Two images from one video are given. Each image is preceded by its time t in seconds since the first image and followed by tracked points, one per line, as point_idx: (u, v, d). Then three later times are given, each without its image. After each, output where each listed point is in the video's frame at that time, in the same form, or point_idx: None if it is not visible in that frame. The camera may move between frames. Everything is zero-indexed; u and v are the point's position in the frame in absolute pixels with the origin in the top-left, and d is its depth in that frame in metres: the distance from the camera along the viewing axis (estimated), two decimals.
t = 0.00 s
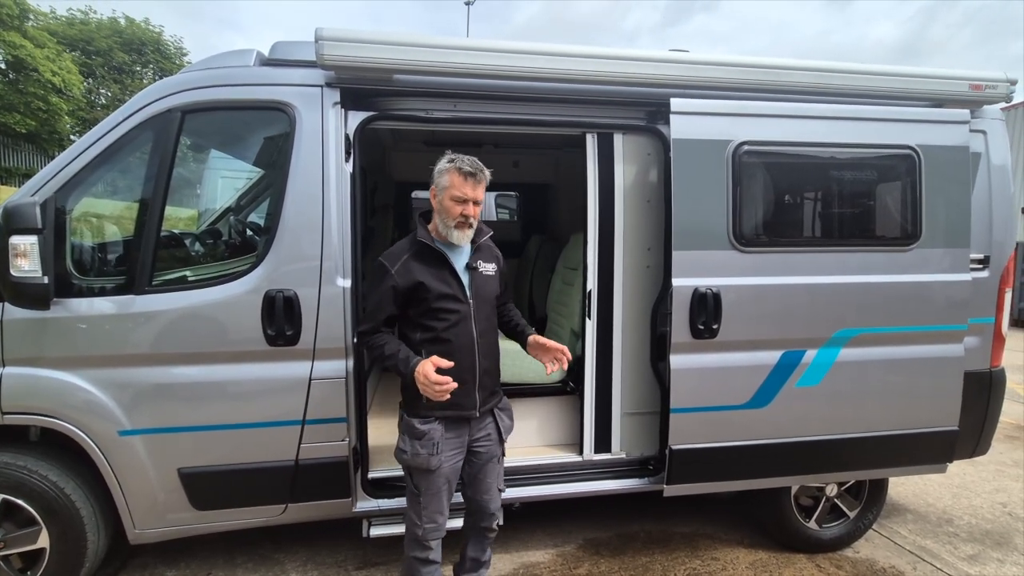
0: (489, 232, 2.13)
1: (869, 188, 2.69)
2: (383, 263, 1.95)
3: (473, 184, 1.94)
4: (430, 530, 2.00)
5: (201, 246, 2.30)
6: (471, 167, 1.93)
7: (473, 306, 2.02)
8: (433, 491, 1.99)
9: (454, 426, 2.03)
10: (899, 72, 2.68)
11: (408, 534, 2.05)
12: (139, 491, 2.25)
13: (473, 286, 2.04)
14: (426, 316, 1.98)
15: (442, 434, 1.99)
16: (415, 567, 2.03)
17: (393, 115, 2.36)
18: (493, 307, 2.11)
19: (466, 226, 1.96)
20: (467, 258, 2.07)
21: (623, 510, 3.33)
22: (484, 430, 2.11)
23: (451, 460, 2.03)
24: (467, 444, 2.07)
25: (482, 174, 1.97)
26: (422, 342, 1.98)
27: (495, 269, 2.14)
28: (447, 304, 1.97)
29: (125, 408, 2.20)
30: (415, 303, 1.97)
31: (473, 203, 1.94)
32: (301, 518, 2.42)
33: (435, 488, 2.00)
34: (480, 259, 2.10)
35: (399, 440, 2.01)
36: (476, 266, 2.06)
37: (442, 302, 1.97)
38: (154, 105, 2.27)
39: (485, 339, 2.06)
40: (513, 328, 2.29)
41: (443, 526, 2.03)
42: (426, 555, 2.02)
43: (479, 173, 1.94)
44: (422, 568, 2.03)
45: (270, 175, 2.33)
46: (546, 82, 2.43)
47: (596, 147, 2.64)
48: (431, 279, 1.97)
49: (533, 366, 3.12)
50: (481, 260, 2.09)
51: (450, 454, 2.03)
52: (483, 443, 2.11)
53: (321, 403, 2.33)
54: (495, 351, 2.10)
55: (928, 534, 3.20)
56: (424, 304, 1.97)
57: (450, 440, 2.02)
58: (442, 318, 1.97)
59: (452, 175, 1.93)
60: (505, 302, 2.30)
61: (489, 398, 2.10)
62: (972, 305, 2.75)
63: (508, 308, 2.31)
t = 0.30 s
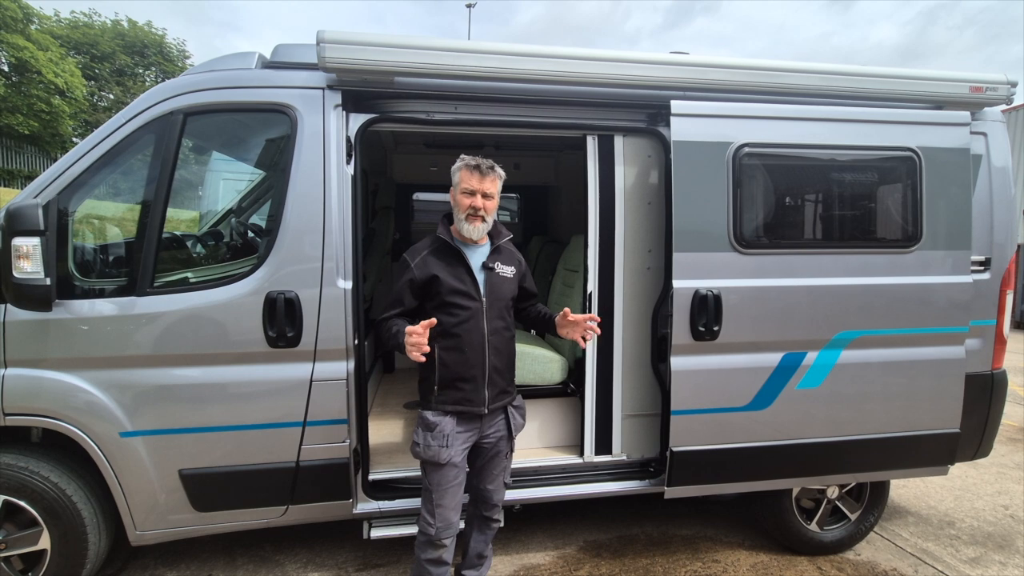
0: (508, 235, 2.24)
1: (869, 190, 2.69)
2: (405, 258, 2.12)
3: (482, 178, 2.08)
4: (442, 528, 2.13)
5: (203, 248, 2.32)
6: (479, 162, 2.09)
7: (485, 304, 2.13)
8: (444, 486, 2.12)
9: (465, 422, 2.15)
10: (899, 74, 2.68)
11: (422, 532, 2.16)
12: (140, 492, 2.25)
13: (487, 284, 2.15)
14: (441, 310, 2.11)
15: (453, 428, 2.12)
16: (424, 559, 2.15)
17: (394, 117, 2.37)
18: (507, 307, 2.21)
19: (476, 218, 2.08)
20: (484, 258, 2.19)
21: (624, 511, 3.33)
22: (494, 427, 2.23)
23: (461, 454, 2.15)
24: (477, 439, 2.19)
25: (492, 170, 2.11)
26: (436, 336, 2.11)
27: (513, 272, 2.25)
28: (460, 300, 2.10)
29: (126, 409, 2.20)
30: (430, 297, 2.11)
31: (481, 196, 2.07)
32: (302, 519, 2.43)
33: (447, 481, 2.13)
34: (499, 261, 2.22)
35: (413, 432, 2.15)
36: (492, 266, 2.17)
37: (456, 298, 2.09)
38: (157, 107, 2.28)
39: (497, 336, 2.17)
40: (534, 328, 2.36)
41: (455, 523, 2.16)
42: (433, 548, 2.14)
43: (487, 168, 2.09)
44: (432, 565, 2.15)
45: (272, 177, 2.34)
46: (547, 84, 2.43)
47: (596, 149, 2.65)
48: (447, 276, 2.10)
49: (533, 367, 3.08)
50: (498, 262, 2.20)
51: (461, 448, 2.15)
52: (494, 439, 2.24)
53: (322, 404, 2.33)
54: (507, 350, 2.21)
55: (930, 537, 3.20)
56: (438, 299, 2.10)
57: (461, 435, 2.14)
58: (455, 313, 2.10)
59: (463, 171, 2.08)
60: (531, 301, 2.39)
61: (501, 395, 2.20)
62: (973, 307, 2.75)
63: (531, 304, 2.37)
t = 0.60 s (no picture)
0: (515, 235, 2.23)
1: (870, 191, 2.69)
2: (413, 254, 2.15)
3: (486, 174, 2.08)
4: (443, 525, 2.14)
5: (204, 247, 2.31)
6: (483, 159, 2.10)
7: (489, 301, 2.14)
8: (445, 482, 2.14)
9: (467, 420, 2.15)
10: (900, 74, 2.68)
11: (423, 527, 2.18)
12: (140, 490, 2.25)
13: (492, 282, 2.15)
14: (446, 306, 2.13)
15: (455, 426, 2.14)
16: (422, 553, 2.16)
17: (394, 116, 2.37)
18: (513, 305, 2.21)
19: (483, 213, 2.09)
20: (490, 256, 2.19)
21: (623, 511, 3.33)
22: (497, 426, 2.22)
23: (463, 452, 2.16)
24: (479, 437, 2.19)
25: (497, 167, 2.11)
26: (441, 332, 2.14)
27: (520, 271, 2.24)
28: (464, 297, 2.11)
29: (127, 407, 2.21)
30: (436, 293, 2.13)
31: (486, 191, 2.08)
32: (302, 518, 2.43)
33: (447, 478, 2.14)
34: (506, 260, 2.21)
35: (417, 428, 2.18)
36: (498, 265, 2.17)
37: (460, 294, 2.11)
38: (158, 105, 2.29)
39: (500, 334, 2.17)
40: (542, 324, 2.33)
41: (456, 520, 2.17)
42: (432, 541, 2.15)
43: (490, 164, 2.10)
44: (432, 563, 2.15)
45: (273, 176, 2.34)
46: (548, 83, 2.43)
47: (597, 149, 2.65)
48: (452, 272, 2.12)
49: (534, 366, 3.09)
50: (505, 261, 2.20)
51: (463, 445, 2.16)
52: (496, 438, 2.24)
53: (322, 402, 2.33)
54: (511, 349, 2.21)
55: (930, 537, 3.20)
56: (443, 295, 2.12)
57: (463, 431, 2.15)
58: (460, 309, 2.11)
59: (468, 169, 2.10)
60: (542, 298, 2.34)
61: (504, 393, 2.20)
62: (974, 308, 2.75)
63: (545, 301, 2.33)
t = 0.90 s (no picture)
0: (510, 230, 2.21)
1: (869, 189, 2.69)
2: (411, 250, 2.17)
3: (479, 170, 2.10)
4: (438, 522, 2.13)
5: (202, 244, 2.30)
6: (475, 157, 2.12)
7: (484, 297, 2.13)
8: (441, 478, 2.14)
9: (463, 416, 2.15)
10: (899, 73, 2.67)
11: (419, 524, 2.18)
12: (138, 487, 2.25)
13: (488, 278, 2.14)
14: (442, 301, 2.13)
15: (450, 423, 2.14)
16: (418, 550, 2.16)
17: (393, 113, 2.36)
18: (510, 301, 2.20)
19: (477, 209, 2.10)
20: (486, 252, 2.18)
21: (621, 509, 3.33)
22: (494, 423, 2.21)
23: (460, 448, 2.16)
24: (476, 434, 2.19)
25: (490, 164, 2.13)
26: (437, 327, 2.14)
27: (517, 267, 2.23)
28: (460, 292, 2.11)
29: (124, 404, 2.20)
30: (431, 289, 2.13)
31: (480, 187, 2.08)
32: (300, 515, 2.42)
33: (443, 476, 2.14)
34: (501, 256, 2.20)
35: (414, 425, 2.19)
36: (493, 261, 2.16)
37: (455, 289, 2.11)
38: (155, 101, 2.28)
39: (496, 329, 2.16)
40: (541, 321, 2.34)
41: (451, 518, 2.16)
42: (427, 538, 2.15)
43: (483, 161, 2.11)
44: (427, 559, 2.15)
45: (270, 173, 2.34)
46: (547, 81, 2.43)
47: (596, 147, 2.65)
48: (447, 267, 2.12)
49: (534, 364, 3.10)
50: (501, 257, 2.19)
51: (460, 442, 2.16)
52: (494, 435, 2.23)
53: (320, 400, 2.33)
54: (508, 345, 2.20)
55: (927, 536, 3.20)
56: (439, 290, 2.13)
57: (460, 428, 2.15)
58: (455, 304, 2.11)
59: (461, 167, 2.12)
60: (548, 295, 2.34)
61: (501, 390, 2.19)
62: (972, 306, 2.75)
63: (554, 295, 2.32)
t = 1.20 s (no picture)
0: (508, 231, 2.21)
1: (868, 188, 2.69)
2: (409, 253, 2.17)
3: (471, 170, 2.08)
4: (438, 519, 2.13)
5: (201, 243, 2.30)
6: (466, 156, 2.10)
7: (483, 299, 2.13)
8: (440, 476, 2.15)
9: (463, 416, 2.16)
10: (899, 71, 2.67)
11: (420, 521, 2.18)
12: (137, 487, 2.25)
13: (486, 280, 2.14)
14: (441, 304, 2.14)
15: (450, 422, 2.14)
16: (418, 547, 2.16)
17: (393, 112, 2.36)
18: (509, 302, 2.20)
19: (474, 209, 2.09)
20: (483, 254, 2.18)
21: (621, 507, 3.34)
22: (494, 422, 2.22)
23: (460, 448, 2.16)
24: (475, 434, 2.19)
25: (482, 162, 2.11)
26: (436, 329, 2.15)
27: (516, 268, 2.23)
28: (458, 295, 2.11)
29: (123, 404, 2.20)
30: (430, 292, 2.14)
31: (474, 187, 2.07)
32: (300, 515, 2.42)
33: (443, 474, 2.15)
34: (500, 257, 2.20)
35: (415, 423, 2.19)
36: (491, 263, 2.16)
37: (453, 292, 2.11)
38: (153, 101, 2.27)
39: (495, 331, 2.16)
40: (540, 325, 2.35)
41: (451, 515, 2.16)
42: (427, 536, 2.15)
43: (474, 159, 2.09)
44: (427, 556, 2.15)
45: (269, 172, 2.33)
46: (547, 79, 2.42)
47: (595, 146, 2.64)
48: (445, 270, 2.12)
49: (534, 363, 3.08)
50: (499, 258, 2.19)
51: (460, 442, 2.16)
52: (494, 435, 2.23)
53: (319, 399, 2.33)
54: (507, 347, 2.20)
55: (926, 534, 3.21)
56: (437, 293, 2.13)
57: (459, 428, 2.16)
58: (454, 307, 2.12)
59: (453, 167, 2.10)
60: (548, 302, 2.35)
61: (501, 390, 2.20)
62: (971, 305, 2.75)
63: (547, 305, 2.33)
